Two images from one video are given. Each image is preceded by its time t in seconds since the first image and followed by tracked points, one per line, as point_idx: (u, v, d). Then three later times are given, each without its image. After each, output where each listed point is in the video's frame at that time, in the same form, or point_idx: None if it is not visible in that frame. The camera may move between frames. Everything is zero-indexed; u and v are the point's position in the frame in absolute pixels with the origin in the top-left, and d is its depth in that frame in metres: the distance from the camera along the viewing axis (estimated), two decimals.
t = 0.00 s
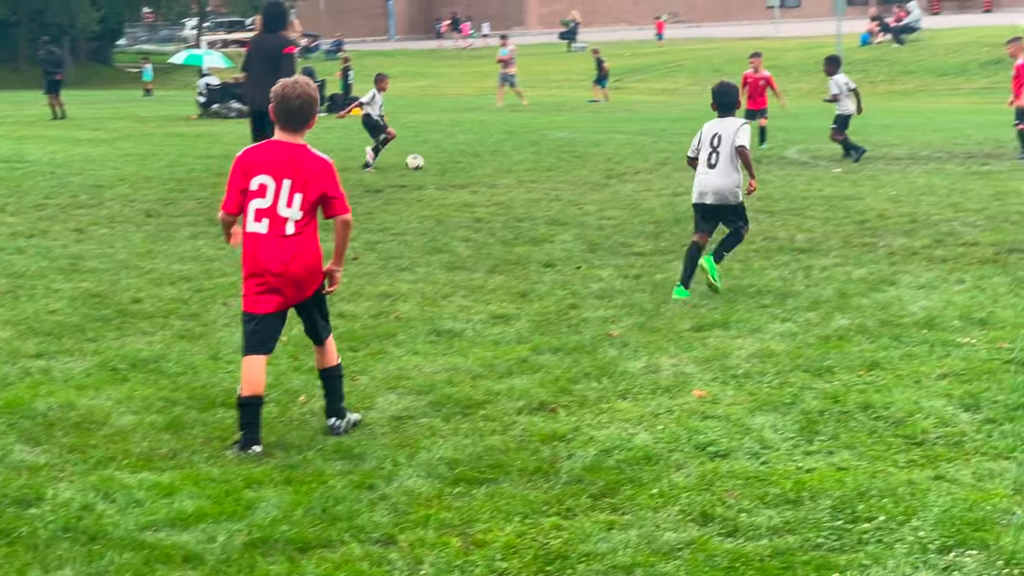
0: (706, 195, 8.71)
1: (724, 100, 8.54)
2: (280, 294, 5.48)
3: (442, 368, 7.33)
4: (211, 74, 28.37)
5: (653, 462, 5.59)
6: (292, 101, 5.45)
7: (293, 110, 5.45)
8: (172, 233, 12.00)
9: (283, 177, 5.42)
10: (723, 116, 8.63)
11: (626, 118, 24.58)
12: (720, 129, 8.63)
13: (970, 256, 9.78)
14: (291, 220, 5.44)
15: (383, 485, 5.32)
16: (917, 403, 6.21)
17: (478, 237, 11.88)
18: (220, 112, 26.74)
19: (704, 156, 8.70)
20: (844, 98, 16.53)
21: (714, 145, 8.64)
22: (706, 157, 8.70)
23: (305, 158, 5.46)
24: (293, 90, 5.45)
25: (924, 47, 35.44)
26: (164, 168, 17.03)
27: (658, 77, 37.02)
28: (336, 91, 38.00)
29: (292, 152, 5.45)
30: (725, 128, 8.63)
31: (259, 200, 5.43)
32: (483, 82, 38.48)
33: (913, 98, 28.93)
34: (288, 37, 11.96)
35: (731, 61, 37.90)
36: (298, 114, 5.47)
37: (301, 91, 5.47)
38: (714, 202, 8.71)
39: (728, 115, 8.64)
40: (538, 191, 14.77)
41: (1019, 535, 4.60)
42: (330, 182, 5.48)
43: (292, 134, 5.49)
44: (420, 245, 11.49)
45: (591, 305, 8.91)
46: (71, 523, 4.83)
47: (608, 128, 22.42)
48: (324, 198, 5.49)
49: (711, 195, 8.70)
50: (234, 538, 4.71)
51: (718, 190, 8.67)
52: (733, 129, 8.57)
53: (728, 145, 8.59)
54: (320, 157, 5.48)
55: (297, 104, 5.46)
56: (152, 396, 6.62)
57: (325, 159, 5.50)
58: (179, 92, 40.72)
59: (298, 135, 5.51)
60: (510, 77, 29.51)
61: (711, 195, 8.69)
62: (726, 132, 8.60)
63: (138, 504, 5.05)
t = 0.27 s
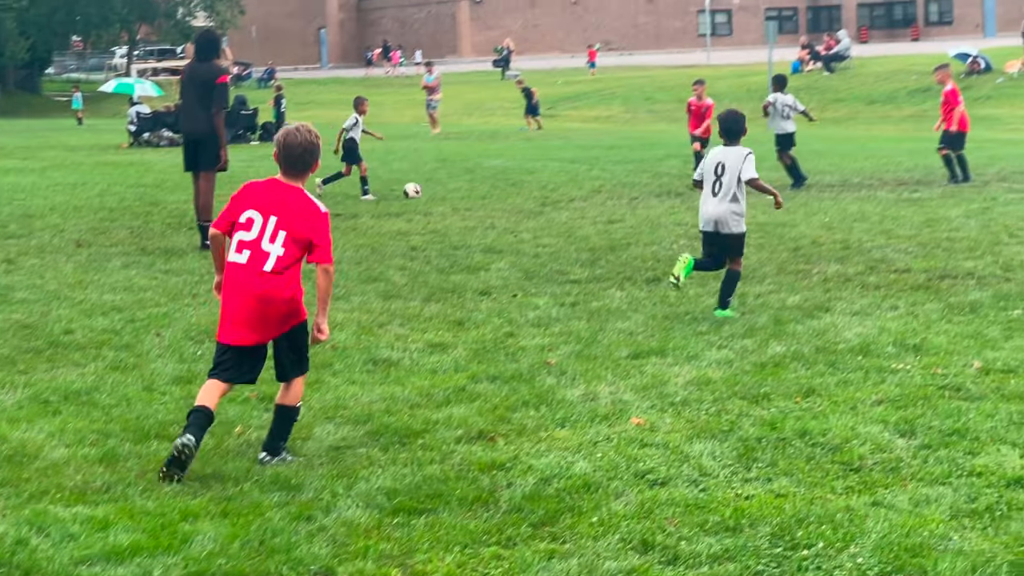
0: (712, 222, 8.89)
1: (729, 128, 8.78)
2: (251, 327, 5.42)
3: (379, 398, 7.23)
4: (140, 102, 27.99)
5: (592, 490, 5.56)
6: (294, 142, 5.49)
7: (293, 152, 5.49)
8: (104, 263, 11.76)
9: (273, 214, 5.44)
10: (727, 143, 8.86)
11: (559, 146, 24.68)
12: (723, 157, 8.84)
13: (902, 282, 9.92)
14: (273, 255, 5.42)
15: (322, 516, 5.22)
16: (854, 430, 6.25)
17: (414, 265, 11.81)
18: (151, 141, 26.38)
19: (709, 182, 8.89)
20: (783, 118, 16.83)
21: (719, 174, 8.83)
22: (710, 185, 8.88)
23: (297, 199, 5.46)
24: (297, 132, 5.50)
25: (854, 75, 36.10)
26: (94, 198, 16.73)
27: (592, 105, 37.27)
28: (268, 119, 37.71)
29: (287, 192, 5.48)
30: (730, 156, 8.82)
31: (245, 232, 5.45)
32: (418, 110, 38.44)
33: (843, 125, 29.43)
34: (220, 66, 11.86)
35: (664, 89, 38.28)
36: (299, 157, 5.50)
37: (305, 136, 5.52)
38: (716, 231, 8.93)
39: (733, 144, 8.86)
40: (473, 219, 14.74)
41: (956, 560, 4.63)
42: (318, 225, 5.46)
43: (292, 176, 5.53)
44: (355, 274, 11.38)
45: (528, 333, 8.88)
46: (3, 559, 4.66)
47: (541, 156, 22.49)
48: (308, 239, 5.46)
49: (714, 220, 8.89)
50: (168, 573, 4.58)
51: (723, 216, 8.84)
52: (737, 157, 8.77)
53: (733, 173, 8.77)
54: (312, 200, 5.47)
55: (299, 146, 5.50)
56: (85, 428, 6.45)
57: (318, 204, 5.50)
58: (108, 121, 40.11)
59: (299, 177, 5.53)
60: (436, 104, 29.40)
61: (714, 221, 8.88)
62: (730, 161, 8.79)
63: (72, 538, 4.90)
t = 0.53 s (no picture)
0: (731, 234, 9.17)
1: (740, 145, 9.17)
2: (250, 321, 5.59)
3: (318, 425, 7.02)
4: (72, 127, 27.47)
5: (534, 515, 5.44)
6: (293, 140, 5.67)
7: (292, 149, 5.67)
8: (35, 289, 11.42)
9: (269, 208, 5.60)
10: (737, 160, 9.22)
11: (495, 171, 24.61)
12: (738, 171, 9.19)
13: (838, 306, 9.89)
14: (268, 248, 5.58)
15: (262, 544, 5.05)
16: (792, 454, 6.15)
17: (351, 291, 11.60)
18: (84, 167, 25.85)
19: (725, 197, 9.21)
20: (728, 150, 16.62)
21: (735, 188, 9.18)
22: (727, 199, 9.20)
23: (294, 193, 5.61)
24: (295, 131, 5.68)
25: (786, 101, 36.57)
26: (24, 224, 16.31)
27: (527, 130, 37.31)
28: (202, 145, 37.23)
29: (285, 189, 5.63)
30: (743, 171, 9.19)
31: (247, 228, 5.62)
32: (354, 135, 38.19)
33: (775, 151, 29.77)
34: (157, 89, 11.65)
35: (599, 114, 38.46)
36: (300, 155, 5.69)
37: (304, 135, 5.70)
38: (736, 241, 9.17)
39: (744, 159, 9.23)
40: (410, 244, 14.57)
41: None
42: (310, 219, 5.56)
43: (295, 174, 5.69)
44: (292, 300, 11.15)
45: (467, 359, 8.72)
46: None
47: (478, 182, 22.40)
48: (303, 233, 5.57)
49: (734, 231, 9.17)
50: None
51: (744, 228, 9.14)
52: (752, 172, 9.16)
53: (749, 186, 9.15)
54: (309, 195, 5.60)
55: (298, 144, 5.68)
56: (19, 457, 6.22)
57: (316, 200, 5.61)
58: (37, 146, 39.33)
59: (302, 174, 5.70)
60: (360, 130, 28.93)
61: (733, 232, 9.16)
62: (747, 175, 9.15)
63: (8, 567, 4.67)
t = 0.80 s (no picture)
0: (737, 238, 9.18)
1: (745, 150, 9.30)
2: (279, 341, 5.84)
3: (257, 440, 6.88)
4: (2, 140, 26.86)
5: (474, 531, 5.34)
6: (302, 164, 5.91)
7: (301, 173, 5.91)
8: None
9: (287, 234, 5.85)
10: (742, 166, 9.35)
11: (433, 186, 24.49)
12: (741, 175, 9.27)
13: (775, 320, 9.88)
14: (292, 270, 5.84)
15: (201, 560, 5.02)
16: (732, 468, 5.95)
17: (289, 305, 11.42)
18: (16, 181, 25.16)
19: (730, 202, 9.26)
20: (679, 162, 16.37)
21: (738, 191, 9.23)
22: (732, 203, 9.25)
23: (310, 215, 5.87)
24: (302, 154, 5.91)
25: (722, 116, 36.89)
26: None
27: (464, 143, 37.24)
28: (135, 158, 36.67)
29: (298, 212, 5.88)
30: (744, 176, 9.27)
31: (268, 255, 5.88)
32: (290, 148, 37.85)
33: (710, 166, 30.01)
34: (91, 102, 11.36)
35: (537, 128, 38.52)
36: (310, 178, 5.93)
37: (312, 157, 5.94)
38: (740, 244, 9.21)
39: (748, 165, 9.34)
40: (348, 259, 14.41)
41: None
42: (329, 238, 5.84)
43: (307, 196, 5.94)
44: (229, 314, 10.95)
45: (406, 373, 8.60)
46: None
47: (416, 196, 22.26)
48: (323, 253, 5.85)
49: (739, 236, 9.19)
50: None
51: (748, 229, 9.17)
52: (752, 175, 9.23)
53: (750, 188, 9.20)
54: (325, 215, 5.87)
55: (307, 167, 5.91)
56: None
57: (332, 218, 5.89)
58: None
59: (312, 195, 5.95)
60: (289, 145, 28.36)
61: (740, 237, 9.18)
62: (748, 179, 9.21)
63: None
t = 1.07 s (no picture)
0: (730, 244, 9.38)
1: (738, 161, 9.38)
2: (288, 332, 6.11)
3: (189, 449, 6.69)
4: None
5: (408, 540, 5.23)
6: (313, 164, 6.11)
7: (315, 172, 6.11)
8: None
9: (304, 231, 6.08)
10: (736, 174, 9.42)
11: (366, 194, 24.27)
12: (736, 183, 9.37)
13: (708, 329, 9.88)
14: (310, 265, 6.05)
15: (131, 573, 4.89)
16: (666, 476, 5.88)
17: (220, 314, 11.19)
18: None
19: (725, 210, 9.41)
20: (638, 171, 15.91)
21: (734, 201, 9.37)
22: (726, 211, 9.40)
23: (324, 211, 6.08)
24: (314, 154, 6.13)
25: (654, 126, 37.12)
26: None
27: (398, 152, 37.03)
28: (61, 166, 35.88)
29: (314, 209, 6.10)
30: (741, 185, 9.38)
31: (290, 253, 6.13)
32: (221, 156, 37.31)
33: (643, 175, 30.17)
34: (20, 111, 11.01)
35: (471, 137, 38.45)
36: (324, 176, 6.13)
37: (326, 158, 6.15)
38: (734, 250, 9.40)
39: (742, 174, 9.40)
40: (280, 267, 14.18)
41: None
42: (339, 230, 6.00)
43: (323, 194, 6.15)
44: (159, 323, 10.69)
45: (339, 382, 8.45)
46: None
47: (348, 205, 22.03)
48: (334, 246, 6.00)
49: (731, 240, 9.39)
50: None
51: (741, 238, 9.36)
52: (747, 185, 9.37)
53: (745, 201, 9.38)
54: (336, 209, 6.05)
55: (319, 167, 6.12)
56: None
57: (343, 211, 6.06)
58: None
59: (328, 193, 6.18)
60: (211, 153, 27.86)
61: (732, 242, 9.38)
62: (745, 190, 9.35)
63: None
